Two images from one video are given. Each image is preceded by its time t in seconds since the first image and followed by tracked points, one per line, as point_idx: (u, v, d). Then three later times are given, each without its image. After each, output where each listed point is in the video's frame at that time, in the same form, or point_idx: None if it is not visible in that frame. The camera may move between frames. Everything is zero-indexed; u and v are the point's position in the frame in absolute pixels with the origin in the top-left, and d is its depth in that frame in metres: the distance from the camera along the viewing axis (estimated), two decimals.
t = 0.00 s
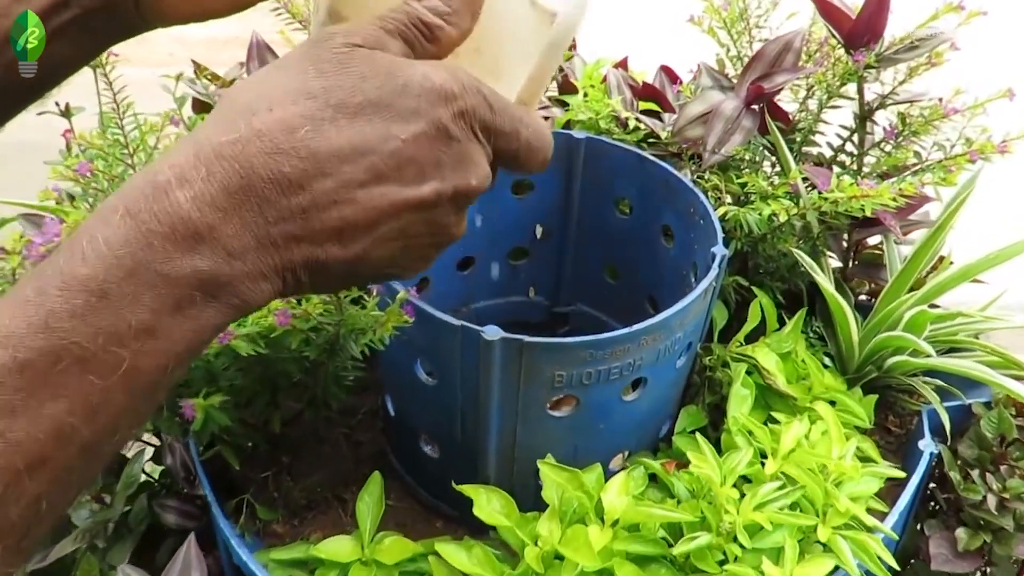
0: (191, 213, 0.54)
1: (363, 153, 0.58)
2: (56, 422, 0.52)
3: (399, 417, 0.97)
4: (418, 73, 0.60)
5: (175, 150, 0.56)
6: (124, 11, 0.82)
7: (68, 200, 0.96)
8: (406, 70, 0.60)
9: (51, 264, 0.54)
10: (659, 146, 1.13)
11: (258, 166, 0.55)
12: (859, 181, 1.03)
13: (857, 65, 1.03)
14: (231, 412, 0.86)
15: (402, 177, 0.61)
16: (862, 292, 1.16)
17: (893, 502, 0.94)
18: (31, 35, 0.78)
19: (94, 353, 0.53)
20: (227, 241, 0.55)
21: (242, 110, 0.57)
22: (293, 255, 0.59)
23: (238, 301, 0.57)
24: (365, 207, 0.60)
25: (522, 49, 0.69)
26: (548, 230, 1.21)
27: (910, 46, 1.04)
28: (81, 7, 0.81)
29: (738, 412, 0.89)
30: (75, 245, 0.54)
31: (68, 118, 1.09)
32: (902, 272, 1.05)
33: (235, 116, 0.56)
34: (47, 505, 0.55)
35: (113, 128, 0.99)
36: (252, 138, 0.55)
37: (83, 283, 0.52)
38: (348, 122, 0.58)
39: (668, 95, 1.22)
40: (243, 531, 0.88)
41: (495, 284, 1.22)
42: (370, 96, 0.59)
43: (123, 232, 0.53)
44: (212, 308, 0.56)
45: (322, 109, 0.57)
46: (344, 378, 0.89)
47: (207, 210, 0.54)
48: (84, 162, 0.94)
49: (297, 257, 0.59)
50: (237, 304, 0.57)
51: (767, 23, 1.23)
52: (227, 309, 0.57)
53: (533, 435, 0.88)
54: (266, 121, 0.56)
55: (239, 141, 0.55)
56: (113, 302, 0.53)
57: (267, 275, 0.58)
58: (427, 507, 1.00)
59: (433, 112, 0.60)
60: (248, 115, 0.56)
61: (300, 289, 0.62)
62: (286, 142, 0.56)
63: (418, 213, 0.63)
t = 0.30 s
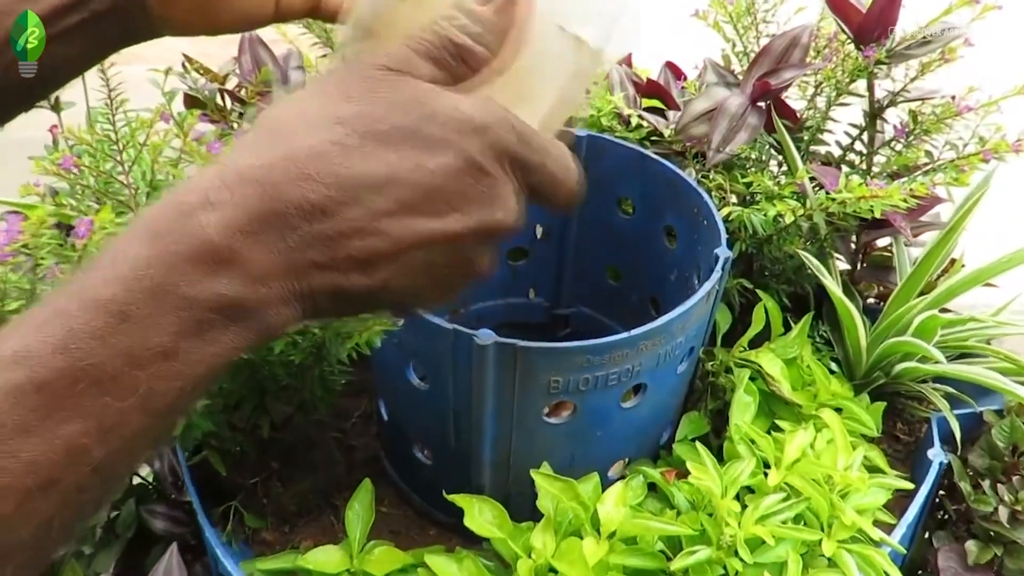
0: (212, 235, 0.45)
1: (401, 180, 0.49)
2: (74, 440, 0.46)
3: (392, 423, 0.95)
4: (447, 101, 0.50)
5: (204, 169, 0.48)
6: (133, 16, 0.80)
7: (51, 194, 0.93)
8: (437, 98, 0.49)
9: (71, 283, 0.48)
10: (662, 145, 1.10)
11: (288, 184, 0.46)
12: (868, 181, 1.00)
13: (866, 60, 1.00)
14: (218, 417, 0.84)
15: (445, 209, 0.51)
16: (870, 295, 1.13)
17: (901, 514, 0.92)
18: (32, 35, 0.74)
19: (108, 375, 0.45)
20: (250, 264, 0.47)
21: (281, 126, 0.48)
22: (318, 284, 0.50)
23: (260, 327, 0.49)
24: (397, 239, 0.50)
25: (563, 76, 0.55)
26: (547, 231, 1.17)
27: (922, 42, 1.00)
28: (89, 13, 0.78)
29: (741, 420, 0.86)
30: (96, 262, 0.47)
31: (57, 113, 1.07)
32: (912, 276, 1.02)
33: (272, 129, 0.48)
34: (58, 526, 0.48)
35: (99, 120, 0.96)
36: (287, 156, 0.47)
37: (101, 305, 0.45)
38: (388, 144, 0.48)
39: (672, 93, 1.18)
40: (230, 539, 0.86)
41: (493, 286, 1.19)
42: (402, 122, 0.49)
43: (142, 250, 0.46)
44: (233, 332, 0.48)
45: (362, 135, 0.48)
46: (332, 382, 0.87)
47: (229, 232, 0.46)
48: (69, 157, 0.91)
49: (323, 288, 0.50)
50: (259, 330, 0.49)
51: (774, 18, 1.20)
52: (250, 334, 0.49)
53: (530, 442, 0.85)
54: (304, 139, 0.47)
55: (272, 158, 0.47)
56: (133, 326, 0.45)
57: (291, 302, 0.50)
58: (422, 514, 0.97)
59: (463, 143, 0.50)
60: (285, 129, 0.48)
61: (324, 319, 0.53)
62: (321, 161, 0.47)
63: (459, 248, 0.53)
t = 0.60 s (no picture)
0: (243, 238, 0.48)
1: (428, 194, 0.52)
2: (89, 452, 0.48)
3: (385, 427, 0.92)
4: (487, 116, 0.54)
5: (236, 167, 0.51)
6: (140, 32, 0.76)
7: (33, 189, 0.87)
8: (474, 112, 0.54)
9: (97, 279, 0.49)
10: (664, 142, 1.07)
11: (319, 192, 0.49)
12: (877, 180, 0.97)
13: (875, 56, 0.97)
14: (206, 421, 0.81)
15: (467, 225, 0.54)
16: (877, 297, 1.10)
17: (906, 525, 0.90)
18: (31, 35, 0.70)
19: (130, 383, 0.47)
20: (276, 269, 0.49)
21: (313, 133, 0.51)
22: (341, 290, 0.52)
23: (280, 332, 0.51)
24: (422, 249, 0.53)
25: (593, 102, 0.60)
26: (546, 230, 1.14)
27: (933, 37, 0.97)
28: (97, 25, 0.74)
29: (743, 427, 0.84)
30: (120, 260, 0.49)
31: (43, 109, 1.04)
32: (921, 278, 0.99)
33: (305, 136, 0.51)
34: (70, 541, 0.50)
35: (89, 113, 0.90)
36: (318, 162, 0.49)
37: (123, 306, 0.47)
38: (423, 157, 0.52)
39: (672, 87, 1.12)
40: (218, 546, 0.82)
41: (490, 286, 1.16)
42: (438, 133, 0.52)
43: (170, 252, 0.48)
44: (258, 337, 0.51)
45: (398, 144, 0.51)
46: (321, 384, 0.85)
47: (259, 237, 0.48)
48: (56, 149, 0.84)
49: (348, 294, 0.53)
50: (283, 336, 0.52)
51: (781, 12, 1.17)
52: (273, 340, 0.52)
53: (526, 448, 0.83)
54: (335, 146, 0.50)
55: (302, 165, 0.49)
56: (156, 325, 0.47)
57: (315, 309, 0.52)
58: (416, 519, 0.94)
59: (500, 158, 0.54)
60: (318, 137, 0.51)
61: (345, 327, 0.56)
62: (351, 172, 0.50)
63: (479, 262, 0.56)
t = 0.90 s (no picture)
0: (254, 241, 0.47)
1: (440, 199, 0.51)
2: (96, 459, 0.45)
3: (378, 428, 0.90)
4: (500, 124, 0.53)
5: (245, 170, 0.50)
6: (127, 10, 0.74)
7: (20, 184, 0.83)
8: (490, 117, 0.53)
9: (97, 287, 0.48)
10: (666, 138, 1.05)
11: (332, 194, 0.48)
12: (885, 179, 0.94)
13: (884, 51, 0.94)
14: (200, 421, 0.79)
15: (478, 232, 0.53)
16: (883, 299, 1.08)
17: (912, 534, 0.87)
18: (31, 35, 0.69)
19: (136, 390, 0.45)
20: (285, 273, 0.48)
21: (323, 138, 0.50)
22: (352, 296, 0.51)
23: (288, 338, 0.49)
24: (434, 255, 0.52)
25: (603, 113, 0.58)
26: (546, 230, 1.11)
27: (944, 32, 0.95)
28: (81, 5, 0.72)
29: (744, 432, 0.81)
30: (123, 265, 0.47)
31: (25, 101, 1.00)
32: (929, 279, 0.96)
33: (316, 139, 0.50)
34: (73, 554, 0.47)
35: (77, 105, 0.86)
36: (332, 164, 0.49)
37: (130, 310, 0.45)
38: (436, 161, 0.51)
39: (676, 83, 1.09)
40: (208, 549, 0.80)
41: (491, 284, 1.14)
42: (450, 138, 0.52)
43: (177, 256, 0.46)
44: (265, 344, 0.49)
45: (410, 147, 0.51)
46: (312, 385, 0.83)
47: (270, 240, 0.47)
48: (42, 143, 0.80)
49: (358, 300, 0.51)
50: (291, 343, 0.50)
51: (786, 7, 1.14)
52: (281, 348, 0.50)
53: (521, 452, 0.81)
54: (348, 147, 0.49)
55: (314, 167, 0.48)
56: (163, 330, 0.46)
57: (324, 315, 0.50)
58: (410, 523, 0.92)
59: (513, 165, 0.53)
60: (330, 139, 0.50)
61: (351, 335, 0.54)
62: (364, 173, 0.49)
63: (490, 269, 0.55)
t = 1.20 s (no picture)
0: (256, 294, 0.48)
1: (443, 234, 0.52)
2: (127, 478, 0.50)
3: (372, 427, 0.89)
4: (502, 142, 0.53)
5: (240, 207, 0.49)
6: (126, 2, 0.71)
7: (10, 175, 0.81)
8: (489, 137, 0.53)
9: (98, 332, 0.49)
10: (669, 135, 1.02)
11: (335, 244, 0.49)
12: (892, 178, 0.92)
13: (892, 47, 0.93)
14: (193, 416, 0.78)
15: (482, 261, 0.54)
16: (888, 300, 1.06)
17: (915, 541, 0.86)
18: (31, 35, 0.67)
19: (144, 442, 0.48)
20: (287, 321, 0.50)
21: (324, 168, 0.50)
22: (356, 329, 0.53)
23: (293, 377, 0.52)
24: (437, 290, 0.54)
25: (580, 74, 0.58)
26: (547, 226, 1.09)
27: (956, 27, 0.93)
28: None
29: (743, 435, 0.80)
30: (127, 311, 0.48)
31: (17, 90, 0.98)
32: (935, 281, 0.94)
33: (316, 177, 0.50)
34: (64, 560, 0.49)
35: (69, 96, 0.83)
36: (334, 212, 0.49)
37: (135, 374, 0.47)
38: (439, 195, 0.51)
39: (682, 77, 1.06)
40: (197, 548, 0.79)
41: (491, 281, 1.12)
42: (450, 164, 0.51)
43: (178, 310, 0.47)
44: (271, 383, 0.52)
45: (413, 178, 0.50)
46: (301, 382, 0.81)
47: (272, 291, 0.48)
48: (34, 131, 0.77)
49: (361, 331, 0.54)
50: (296, 377, 0.53)
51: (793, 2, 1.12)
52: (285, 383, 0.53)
53: (517, 453, 0.80)
54: (348, 189, 0.49)
55: (314, 213, 0.48)
56: (169, 381, 0.48)
57: (327, 350, 0.53)
58: (404, 523, 0.90)
59: (518, 187, 0.53)
60: (329, 178, 0.49)
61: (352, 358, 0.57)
62: (365, 220, 0.49)
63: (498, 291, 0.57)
